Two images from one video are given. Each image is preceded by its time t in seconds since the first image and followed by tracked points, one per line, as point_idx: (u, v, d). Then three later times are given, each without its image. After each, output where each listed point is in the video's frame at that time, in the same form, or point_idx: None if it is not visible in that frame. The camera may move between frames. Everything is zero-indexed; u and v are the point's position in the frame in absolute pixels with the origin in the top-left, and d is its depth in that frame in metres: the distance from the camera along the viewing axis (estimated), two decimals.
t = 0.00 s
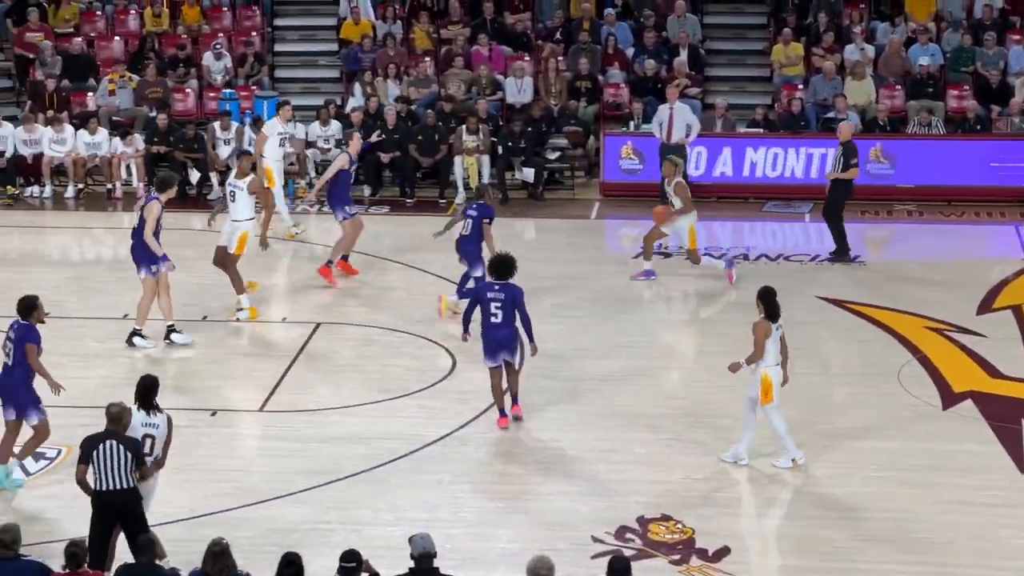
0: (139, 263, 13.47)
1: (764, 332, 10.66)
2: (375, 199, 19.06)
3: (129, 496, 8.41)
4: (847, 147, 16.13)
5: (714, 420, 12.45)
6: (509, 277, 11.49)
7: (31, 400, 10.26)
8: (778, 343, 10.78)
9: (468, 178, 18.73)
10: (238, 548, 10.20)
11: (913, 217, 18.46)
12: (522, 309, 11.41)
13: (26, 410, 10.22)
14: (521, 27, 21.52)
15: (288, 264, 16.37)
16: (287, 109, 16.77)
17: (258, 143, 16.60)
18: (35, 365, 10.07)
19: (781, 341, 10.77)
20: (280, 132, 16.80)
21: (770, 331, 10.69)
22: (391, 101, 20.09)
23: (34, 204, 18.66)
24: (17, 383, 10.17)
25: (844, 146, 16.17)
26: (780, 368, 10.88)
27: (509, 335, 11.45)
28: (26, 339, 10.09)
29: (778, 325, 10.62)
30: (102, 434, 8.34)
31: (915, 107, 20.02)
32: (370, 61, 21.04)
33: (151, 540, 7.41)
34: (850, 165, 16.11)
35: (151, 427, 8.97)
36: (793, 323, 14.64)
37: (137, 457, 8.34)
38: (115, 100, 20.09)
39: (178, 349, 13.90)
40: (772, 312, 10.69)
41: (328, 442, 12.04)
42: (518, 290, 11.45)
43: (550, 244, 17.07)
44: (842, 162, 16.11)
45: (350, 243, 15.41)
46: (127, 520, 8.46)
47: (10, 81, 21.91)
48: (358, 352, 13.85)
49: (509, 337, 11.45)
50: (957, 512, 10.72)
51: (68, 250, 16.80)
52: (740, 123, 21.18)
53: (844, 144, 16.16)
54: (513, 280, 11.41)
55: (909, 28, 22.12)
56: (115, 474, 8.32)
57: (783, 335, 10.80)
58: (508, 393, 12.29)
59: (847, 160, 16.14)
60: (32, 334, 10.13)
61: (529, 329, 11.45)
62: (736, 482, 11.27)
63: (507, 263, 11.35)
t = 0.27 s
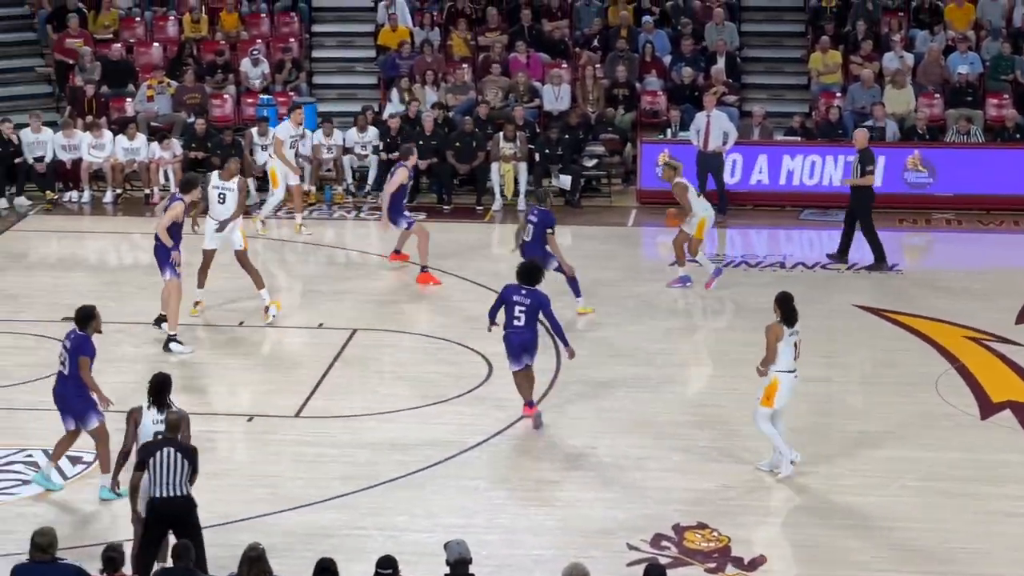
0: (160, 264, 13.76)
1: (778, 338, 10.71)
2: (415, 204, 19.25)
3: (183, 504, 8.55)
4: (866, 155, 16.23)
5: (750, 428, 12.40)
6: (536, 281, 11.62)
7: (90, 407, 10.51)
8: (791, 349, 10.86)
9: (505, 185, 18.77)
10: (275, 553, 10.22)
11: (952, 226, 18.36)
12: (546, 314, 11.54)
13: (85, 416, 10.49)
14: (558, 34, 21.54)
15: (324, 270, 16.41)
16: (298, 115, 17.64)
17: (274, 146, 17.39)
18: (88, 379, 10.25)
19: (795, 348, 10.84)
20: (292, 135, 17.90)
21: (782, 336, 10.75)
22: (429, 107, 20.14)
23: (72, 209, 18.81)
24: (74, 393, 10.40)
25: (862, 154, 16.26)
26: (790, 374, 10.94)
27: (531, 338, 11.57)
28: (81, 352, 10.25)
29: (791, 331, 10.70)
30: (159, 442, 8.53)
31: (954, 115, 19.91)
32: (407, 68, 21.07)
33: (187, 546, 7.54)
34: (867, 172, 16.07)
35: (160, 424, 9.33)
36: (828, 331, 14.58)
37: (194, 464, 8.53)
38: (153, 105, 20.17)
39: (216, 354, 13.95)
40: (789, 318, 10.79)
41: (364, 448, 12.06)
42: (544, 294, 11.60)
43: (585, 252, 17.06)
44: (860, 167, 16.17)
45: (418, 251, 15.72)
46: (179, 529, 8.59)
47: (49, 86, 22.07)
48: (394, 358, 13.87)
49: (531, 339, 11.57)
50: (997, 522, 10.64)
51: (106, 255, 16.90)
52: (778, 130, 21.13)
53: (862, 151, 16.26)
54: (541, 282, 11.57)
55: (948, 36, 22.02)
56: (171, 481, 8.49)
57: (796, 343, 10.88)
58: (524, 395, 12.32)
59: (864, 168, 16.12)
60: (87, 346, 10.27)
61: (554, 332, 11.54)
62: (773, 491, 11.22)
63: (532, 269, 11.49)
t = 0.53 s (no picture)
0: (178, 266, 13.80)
1: (789, 346, 10.44)
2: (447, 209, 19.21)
3: (232, 509, 8.74)
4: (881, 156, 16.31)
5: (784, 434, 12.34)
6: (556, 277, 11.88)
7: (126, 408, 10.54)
8: (804, 361, 10.48)
9: (539, 190, 18.80)
10: (308, 556, 10.23)
11: (988, 232, 18.26)
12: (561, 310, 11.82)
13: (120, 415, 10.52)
14: (592, 39, 21.58)
15: (358, 274, 16.45)
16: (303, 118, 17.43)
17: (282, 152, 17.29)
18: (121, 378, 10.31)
19: (808, 360, 10.44)
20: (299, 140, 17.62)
21: (793, 345, 10.43)
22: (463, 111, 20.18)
23: (107, 213, 18.93)
24: (109, 392, 10.46)
25: (877, 155, 16.34)
26: (802, 387, 10.54)
27: (546, 332, 11.87)
28: (115, 352, 10.32)
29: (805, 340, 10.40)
30: (216, 443, 8.77)
31: (990, 120, 19.78)
32: (441, 73, 21.11)
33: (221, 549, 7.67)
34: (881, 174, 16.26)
35: (185, 425, 9.31)
36: (861, 337, 14.50)
37: (247, 468, 8.75)
38: (188, 109, 20.29)
39: (249, 357, 13.99)
40: (803, 329, 10.42)
41: (397, 451, 12.06)
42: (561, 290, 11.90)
43: (617, 258, 17.04)
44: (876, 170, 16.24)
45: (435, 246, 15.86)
46: (227, 531, 8.80)
47: (84, 90, 22.19)
48: (427, 362, 13.88)
49: (546, 334, 11.87)
50: None
51: (139, 259, 16.99)
52: (813, 136, 21.08)
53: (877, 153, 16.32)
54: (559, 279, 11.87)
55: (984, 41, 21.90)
56: (224, 483, 8.71)
57: (811, 355, 10.47)
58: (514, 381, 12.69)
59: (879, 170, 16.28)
60: (122, 346, 10.34)
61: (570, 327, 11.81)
62: (808, 497, 11.16)
63: (553, 265, 11.75)
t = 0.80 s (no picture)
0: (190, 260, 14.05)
1: (796, 351, 10.46)
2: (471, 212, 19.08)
3: (266, 508, 8.80)
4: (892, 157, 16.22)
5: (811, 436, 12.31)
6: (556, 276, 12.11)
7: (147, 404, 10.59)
8: (810, 367, 10.46)
9: (566, 191, 18.83)
10: (336, 557, 10.25)
11: (1016, 234, 18.19)
12: (558, 309, 12.03)
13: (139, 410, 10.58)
14: (620, 40, 21.65)
15: (384, 275, 16.50)
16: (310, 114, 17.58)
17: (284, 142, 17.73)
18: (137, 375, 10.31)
19: (812, 366, 10.41)
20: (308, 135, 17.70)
21: (798, 350, 10.45)
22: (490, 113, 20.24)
23: (134, 213, 19.03)
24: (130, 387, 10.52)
25: (889, 155, 16.25)
26: (809, 395, 10.53)
27: (544, 331, 12.08)
28: (136, 347, 10.34)
29: (814, 346, 10.38)
30: (251, 442, 8.85)
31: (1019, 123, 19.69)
32: (469, 74, 21.15)
33: (245, 548, 7.69)
34: (892, 175, 16.20)
35: (211, 444, 9.30)
36: (887, 340, 14.46)
37: (281, 469, 8.80)
38: (215, 109, 20.34)
39: (275, 357, 14.04)
40: (812, 335, 10.39)
41: (424, 452, 12.07)
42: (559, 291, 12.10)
43: (643, 259, 17.04)
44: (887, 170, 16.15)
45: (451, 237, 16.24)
46: (260, 531, 8.85)
47: (111, 90, 22.30)
48: (454, 364, 13.89)
49: (544, 333, 12.08)
50: None
51: (166, 259, 17.06)
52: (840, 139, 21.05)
53: (889, 154, 16.22)
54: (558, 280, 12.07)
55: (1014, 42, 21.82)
56: (257, 483, 8.78)
57: (816, 362, 10.42)
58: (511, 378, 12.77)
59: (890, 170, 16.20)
60: (143, 342, 10.33)
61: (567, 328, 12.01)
62: (835, 500, 11.13)
63: (553, 264, 11.99)
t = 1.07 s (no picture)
0: (206, 257, 14.25)
1: (820, 355, 10.32)
2: (497, 210, 19.20)
3: (292, 506, 8.80)
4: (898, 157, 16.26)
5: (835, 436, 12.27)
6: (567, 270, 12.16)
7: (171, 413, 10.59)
8: (831, 373, 10.32)
9: (590, 191, 18.80)
10: (360, 556, 10.27)
11: None
12: (567, 305, 12.09)
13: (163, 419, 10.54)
14: (645, 40, 21.61)
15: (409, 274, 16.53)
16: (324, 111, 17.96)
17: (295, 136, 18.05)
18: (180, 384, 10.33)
19: (833, 372, 10.28)
20: (317, 131, 18.09)
21: (820, 354, 10.31)
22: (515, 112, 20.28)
23: (159, 212, 19.13)
24: (161, 396, 10.47)
25: (895, 155, 16.27)
26: (827, 400, 10.41)
27: (550, 325, 12.16)
28: (174, 358, 10.37)
29: (837, 353, 10.24)
30: (276, 441, 8.82)
31: None
32: (494, 73, 21.17)
33: (269, 546, 7.69)
34: (898, 174, 16.24)
35: (254, 410, 9.56)
36: (911, 340, 14.42)
37: (305, 468, 8.77)
38: (240, 108, 20.43)
39: (299, 356, 14.07)
40: (837, 340, 10.25)
41: (448, 451, 12.08)
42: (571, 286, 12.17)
43: (666, 259, 17.03)
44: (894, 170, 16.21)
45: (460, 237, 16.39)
46: (287, 528, 8.87)
47: (137, 88, 22.40)
48: (477, 363, 13.90)
49: (550, 328, 12.15)
50: None
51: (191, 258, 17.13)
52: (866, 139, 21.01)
53: (896, 152, 16.25)
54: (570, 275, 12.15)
55: None
56: (282, 482, 8.78)
57: (838, 368, 10.28)
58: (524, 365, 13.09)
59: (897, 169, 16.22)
60: (181, 353, 10.39)
61: (574, 323, 12.07)
62: (859, 501, 11.10)
63: (564, 260, 12.02)
